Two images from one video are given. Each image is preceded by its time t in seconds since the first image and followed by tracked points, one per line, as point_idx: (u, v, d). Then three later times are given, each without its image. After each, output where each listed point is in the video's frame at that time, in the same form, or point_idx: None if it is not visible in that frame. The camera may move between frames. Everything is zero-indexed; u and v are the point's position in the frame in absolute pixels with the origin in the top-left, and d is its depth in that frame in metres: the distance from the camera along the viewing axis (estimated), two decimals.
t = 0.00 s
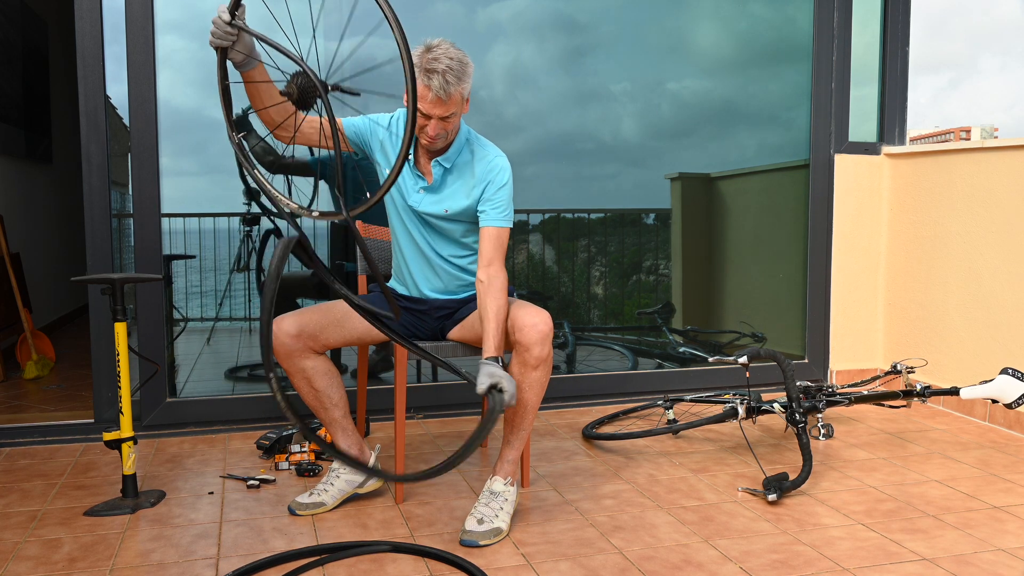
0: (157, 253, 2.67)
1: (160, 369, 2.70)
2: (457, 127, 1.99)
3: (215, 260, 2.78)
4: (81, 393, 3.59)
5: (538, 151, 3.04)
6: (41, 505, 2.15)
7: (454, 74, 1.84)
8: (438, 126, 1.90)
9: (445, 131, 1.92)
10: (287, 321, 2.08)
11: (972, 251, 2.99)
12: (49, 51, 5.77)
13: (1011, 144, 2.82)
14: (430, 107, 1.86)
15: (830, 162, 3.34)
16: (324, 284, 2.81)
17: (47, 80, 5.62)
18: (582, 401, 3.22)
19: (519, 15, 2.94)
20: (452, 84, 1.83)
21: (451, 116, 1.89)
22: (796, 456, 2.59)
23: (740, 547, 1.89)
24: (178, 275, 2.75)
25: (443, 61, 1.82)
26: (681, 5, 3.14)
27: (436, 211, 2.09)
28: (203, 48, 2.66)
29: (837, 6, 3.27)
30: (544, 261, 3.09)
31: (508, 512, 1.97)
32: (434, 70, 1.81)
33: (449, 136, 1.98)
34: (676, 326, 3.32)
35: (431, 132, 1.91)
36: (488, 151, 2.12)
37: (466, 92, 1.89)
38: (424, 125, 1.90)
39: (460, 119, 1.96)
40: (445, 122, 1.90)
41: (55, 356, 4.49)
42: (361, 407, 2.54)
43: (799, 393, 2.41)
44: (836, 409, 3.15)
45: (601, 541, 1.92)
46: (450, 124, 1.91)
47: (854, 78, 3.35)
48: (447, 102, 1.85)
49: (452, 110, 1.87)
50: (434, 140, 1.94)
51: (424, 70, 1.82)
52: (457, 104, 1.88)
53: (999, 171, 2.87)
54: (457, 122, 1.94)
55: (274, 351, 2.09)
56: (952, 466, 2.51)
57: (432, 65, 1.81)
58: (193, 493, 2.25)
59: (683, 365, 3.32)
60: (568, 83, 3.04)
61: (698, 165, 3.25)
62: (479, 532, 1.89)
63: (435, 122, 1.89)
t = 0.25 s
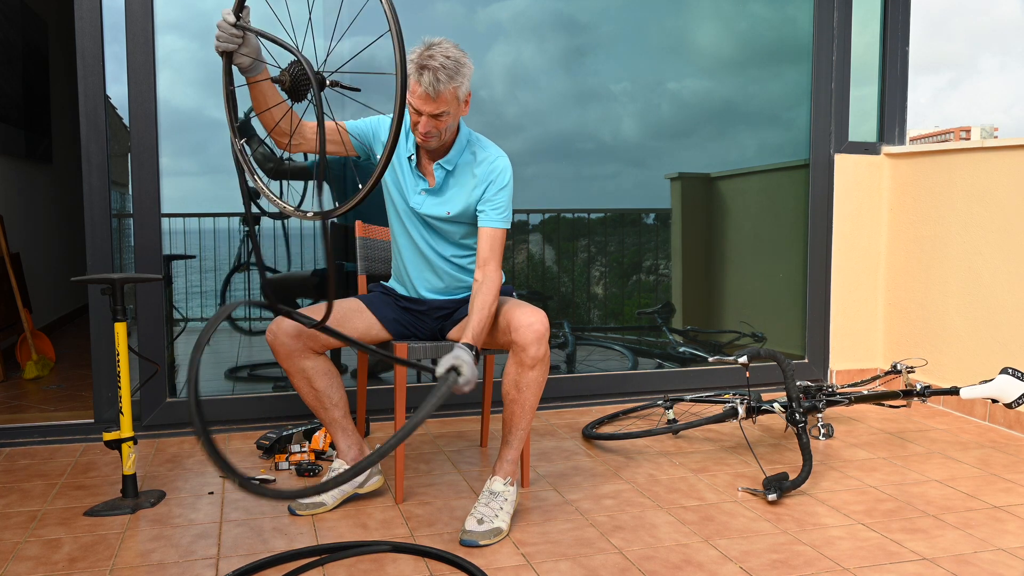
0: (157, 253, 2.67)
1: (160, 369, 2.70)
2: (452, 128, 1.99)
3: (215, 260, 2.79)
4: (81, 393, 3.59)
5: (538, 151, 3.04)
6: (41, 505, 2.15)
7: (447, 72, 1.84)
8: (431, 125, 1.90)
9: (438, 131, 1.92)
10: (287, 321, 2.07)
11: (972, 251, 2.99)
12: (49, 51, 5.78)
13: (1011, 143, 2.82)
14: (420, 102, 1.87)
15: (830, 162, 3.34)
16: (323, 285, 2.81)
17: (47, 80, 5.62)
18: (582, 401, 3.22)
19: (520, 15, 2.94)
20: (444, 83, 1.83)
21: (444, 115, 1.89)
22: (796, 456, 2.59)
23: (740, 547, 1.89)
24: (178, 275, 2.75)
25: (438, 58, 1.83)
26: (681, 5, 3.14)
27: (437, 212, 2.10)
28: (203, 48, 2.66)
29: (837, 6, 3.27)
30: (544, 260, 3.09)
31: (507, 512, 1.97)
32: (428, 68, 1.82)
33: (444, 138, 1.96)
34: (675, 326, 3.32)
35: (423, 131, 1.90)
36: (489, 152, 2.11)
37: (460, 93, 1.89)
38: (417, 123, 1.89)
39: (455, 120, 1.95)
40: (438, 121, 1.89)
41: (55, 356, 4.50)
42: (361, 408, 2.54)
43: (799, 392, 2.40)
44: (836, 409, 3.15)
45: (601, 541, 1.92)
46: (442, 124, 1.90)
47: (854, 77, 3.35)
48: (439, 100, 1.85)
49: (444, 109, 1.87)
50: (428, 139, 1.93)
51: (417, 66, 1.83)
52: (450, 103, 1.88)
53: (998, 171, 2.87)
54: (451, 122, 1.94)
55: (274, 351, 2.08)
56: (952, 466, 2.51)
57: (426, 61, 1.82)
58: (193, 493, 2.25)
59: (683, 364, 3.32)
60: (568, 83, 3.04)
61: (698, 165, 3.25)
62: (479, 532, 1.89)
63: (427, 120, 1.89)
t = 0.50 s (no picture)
0: (157, 253, 2.67)
1: (160, 369, 2.70)
2: (450, 126, 1.97)
3: (215, 260, 2.80)
4: (81, 393, 3.59)
5: (538, 151, 3.04)
6: (41, 505, 2.15)
7: (442, 64, 1.84)
8: (425, 117, 1.88)
9: (432, 124, 1.90)
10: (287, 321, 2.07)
11: (972, 251, 2.99)
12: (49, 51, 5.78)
13: (1011, 144, 2.82)
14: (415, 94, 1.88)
15: (830, 162, 3.34)
16: (323, 285, 2.78)
17: (47, 79, 5.62)
18: (582, 401, 3.22)
19: (520, 15, 2.94)
20: (438, 73, 1.83)
21: (438, 107, 1.87)
22: (796, 456, 2.59)
23: (740, 547, 1.89)
24: (178, 275, 2.75)
25: (436, 50, 1.85)
26: (681, 5, 3.14)
27: (440, 212, 2.10)
28: (203, 48, 2.66)
29: (837, 6, 3.28)
30: (544, 260, 3.08)
31: (507, 512, 1.97)
32: (423, 59, 1.83)
33: (441, 134, 1.95)
34: (676, 326, 3.31)
35: (416, 122, 1.89)
36: (492, 152, 2.12)
37: (456, 87, 1.88)
38: (411, 114, 1.89)
39: (452, 117, 1.93)
40: (432, 113, 1.88)
41: (55, 356, 4.49)
42: (361, 407, 2.54)
43: (799, 393, 2.40)
44: (836, 410, 3.15)
45: (601, 541, 1.92)
46: (436, 117, 1.89)
47: (854, 78, 3.35)
48: (432, 90, 1.85)
49: (437, 100, 1.86)
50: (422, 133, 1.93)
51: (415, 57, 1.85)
52: (445, 96, 1.87)
53: (998, 171, 2.87)
54: (447, 118, 1.92)
55: (274, 351, 2.08)
56: (952, 466, 2.51)
57: (424, 53, 1.85)
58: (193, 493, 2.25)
59: (683, 365, 3.32)
60: (568, 83, 3.04)
61: (698, 165, 3.25)
62: (479, 532, 1.89)
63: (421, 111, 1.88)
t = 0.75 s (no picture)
0: (157, 253, 2.67)
1: (160, 369, 2.70)
2: (450, 122, 1.96)
3: (215, 260, 2.79)
4: (81, 393, 3.59)
5: (538, 151, 3.04)
6: (41, 505, 2.15)
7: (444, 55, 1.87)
8: (423, 102, 1.88)
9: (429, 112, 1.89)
10: (287, 321, 2.07)
11: (972, 251, 2.99)
12: (49, 52, 5.78)
13: (1011, 144, 2.82)
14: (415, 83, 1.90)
15: (830, 162, 3.34)
16: (323, 285, 2.79)
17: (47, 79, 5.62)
18: (582, 401, 3.22)
19: (520, 15, 2.94)
20: (440, 60, 1.86)
21: (436, 95, 1.87)
22: (796, 456, 2.59)
23: (740, 547, 1.89)
24: (178, 275, 2.75)
25: (441, 44, 1.89)
26: (682, 5, 3.14)
27: (439, 213, 2.09)
28: (203, 48, 2.66)
29: (837, 6, 3.27)
30: (543, 260, 3.08)
31: (507, 512, 1.97)
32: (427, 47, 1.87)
33: (437, 127, 1.92)
34: (675, 326, 3.31)
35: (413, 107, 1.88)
36: (493, 154, 2.11)
37: (456, 79, 1.88)
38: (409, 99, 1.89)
39: (450, 112, 1.93)
40: (430, 100, 1.87)
41: (55, 356, 4.50)
42: (361, 408, 2.54)
43: (799, 392, 2.40)
44: (836, 409, 3.15)
45: (601, 541, 1.92)
46: (433, 105, 1.88)
47: (854, 77, 3.35)
48: (432, 76, 1.86)
49: (435, 86, 1.86)
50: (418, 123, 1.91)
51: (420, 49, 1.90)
52: (445, 85, 1.87)
53: (998, 171, 2.87)
54: (446, 110, 1.91)
55: (273, 351, 2.08)
56: (952, 466, 2.51)
57: (429, 45, 1.89)
58: (193, 493, 2.25)
59: (683, 365, 3.32)
60: (568, 83, 3.04)
61: (698, 165, 3.25)
62: (479, 532, 1.89)
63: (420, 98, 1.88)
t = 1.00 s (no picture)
0: (157, 253, 2.67)
1: (160, 369, 2.70)
2: (447, 118, 1.96)
3: (215, 260, 2.78)
4: (81, 393, 3.59)
5: (538, 151, 3.04)
6: (41, 505, 2.15)
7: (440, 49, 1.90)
8: (418, 93, 1.89)
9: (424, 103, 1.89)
10: (287, 321, 2.08)
11: (972, 251, 2.99)
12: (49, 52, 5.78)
13: (1011, 144, 2.82)
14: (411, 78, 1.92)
15: (830, 162, 3.34)
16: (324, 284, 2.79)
17: (47, 79, 5.62)
18: (582, 401, 3.22)
19: (520, 15, 2.94)
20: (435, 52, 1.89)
21: (432, 85, 1.89)
22: (796, 456, 2.59)
23: (740, 547, 1.89)
24: (178, 275, 2.75)
25: (436, 40, 1.93)
26: (682, 4, 3.14)
27: (441, 212, 2.09)
28: (204, 48, 2.66)
29: (837, 6, 3.28)
30: (543, 260, 3.08)
31: (508, 512, 1.96)
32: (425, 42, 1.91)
33: (433, 120, 1.92)
34: (675, 326, 3.32)
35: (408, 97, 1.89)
36: (492, 150, 2.11)
37: (453, 71, 1.90)
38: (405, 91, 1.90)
39: (446, 106, 1.93)
40: (425, 91, 1.89)
41: (55, 356, 4.50)
42: (361, 408, 2.54)
43: (799, 392, 2.40)
44: (836, 409, 3.15)
45: (601, 541, 1.92)
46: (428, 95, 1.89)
47: (854, 77, 3.35)
48: (427, 67, 1.88)
49: (430, 76, 1.88)
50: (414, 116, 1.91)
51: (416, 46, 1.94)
52: (440, 77, 1.89)
53: (998, 171, 2.87)
54: (441, 103, 1.91)
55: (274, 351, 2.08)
56: (952, 466, 2.51)
57: (425, 42, 1.93)
58: (193, 493, 2.25)
59: (683, 365, 3.32)
60: (568, 83, 3.04)
61: (698, 165, 3.25)
62: (479, 532, 1.89)
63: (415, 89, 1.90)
